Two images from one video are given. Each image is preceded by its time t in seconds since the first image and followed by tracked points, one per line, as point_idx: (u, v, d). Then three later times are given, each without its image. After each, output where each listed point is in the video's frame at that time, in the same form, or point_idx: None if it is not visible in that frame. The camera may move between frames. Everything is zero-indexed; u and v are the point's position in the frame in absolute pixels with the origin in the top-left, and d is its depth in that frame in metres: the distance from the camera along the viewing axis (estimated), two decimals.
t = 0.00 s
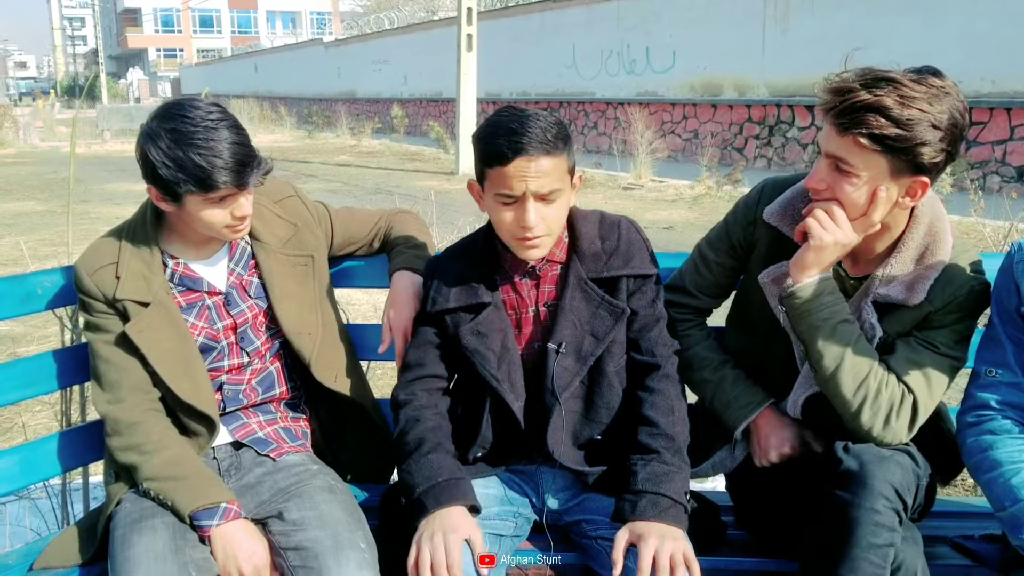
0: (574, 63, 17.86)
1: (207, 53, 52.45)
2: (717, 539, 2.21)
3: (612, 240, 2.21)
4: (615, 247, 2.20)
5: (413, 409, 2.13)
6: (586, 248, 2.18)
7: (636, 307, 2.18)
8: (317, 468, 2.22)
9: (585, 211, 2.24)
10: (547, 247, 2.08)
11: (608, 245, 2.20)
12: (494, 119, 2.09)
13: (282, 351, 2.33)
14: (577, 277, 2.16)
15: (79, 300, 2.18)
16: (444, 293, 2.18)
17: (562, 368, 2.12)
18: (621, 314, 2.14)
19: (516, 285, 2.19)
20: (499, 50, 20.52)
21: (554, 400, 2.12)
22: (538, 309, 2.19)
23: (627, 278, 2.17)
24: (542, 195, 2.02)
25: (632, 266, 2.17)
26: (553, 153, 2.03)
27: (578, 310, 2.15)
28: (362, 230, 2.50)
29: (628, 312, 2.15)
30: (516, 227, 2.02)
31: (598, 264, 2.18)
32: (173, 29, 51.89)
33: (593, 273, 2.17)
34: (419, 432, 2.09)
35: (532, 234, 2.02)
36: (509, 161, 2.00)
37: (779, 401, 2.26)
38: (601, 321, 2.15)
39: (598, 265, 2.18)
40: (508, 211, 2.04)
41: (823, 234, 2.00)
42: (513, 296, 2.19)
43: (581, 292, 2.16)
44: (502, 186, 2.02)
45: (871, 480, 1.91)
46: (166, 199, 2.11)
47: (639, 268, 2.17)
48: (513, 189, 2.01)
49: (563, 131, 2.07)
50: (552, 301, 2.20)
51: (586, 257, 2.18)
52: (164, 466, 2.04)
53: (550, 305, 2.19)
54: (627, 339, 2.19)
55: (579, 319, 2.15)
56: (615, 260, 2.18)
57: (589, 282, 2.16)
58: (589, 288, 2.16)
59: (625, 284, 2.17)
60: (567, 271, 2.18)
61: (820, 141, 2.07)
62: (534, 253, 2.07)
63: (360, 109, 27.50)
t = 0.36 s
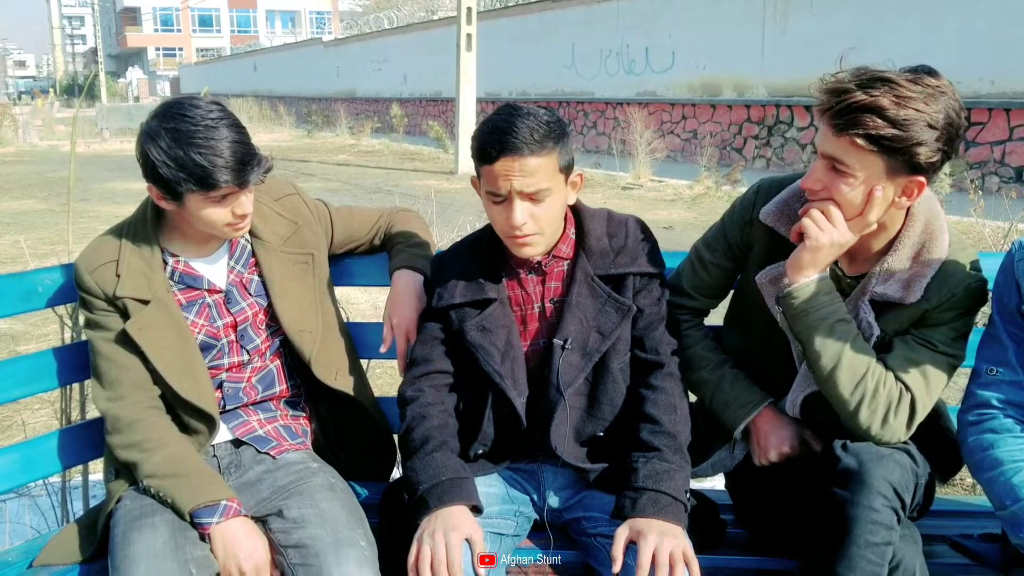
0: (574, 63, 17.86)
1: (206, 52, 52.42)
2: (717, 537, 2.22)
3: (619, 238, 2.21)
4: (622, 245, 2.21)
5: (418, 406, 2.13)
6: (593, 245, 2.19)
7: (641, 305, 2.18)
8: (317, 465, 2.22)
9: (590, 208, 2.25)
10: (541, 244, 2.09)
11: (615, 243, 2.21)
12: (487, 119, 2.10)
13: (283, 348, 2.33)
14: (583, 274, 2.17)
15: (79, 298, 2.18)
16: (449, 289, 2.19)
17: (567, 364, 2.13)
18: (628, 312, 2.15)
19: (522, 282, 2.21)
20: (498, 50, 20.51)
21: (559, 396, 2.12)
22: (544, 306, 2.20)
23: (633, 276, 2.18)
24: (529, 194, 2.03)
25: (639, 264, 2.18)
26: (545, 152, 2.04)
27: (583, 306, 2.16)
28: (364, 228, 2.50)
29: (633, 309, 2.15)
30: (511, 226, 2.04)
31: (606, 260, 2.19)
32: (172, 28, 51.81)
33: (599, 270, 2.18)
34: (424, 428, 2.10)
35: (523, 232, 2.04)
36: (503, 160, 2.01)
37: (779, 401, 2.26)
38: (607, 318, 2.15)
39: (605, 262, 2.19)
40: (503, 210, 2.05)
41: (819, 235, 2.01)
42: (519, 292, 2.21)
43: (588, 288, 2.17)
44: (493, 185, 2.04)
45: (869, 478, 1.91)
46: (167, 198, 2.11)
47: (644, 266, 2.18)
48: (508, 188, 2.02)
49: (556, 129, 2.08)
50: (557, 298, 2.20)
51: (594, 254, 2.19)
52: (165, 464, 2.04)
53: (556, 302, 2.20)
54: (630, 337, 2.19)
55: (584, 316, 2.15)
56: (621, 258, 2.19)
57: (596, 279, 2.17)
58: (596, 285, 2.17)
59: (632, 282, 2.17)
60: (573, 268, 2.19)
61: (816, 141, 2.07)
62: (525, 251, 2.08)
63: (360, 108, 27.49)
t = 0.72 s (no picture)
0: (574, 62, 17.86)
1: (206, 51, 52.41)
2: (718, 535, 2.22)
3: (620, 238, 2.22)
4: (623, 244, 2.21)
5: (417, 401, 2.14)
6: (594, 244, 2.19)
7: (642, 304, 2.18)
8: (320, 463, 2.23)
9: (592, 206, 2.25)
10: (537, 242, 2.09)
11: (616, 241, 2.21)
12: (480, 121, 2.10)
13: (284, 346, 2.33)
14: (584, 272, 2.17)
15: (82, 296, 2.18)
16: (450, 288, 2.20)
17: (568, 363, 2.13)
18: (629, 310, 2.15)
19: (524, 281, 2.22)
20: (499, 49, 20.50)
21: (559, 394, 2.13)
22: (545, 304, 2.21)
23: (635, 274, 2.18)
24: (523, 195, 2.03)
25: (640, 263, 2.18)
26: (536, 153, 2.04)
27: (584, 304, 2.16)
28: (365, 226, 2.50)
29: (634, 308, 2.15)
30: (507, 227, 2.04)
31: (607, 259, 2.19)
32: (172, 27, 51.78)
33: (600, 268, 2.18)
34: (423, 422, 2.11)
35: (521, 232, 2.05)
36: (495, 162, 2.02)
37: (780, 400, 2.26)
38: (607, 316, 2.15)
39: (606, 260, 2.19)
40: (498, 212, 2.06)
41: (819, 234, 2.01)
42: (520, 291, 2.22)
43: (589, 287, 2.17)
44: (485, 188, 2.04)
45: (870, 477, 1.91)
46: (170, 197, 2.12)
47: (645, 265, 2.18)
48: (501, 190, 2.03)
49: (547, 129, 2.07)
50: (558, 296, 2.21)
51: (595, 252, 2.19)
52: (166, 461, 2.04)
53: (557, 300, 2.20)
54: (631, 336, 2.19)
55: (585, 314, 2.15)
56: (622, 256, 2.19)
57: (597, 277, 2.17)
58: (597, 284, 2.17)
59: (633, 280, 2.17)
60: (574, 266, 2.19)
61: (816, 141, 2.07)
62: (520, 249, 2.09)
63: (359, 107, 27.48)
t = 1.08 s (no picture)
0: (575, 60, 17.85)
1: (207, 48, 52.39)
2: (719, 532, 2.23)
3: (620, 234, 2.22)
4: (622, 240, 2.21)
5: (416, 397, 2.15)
6: (593, 240, 2.19)
7: (642, 300, 2.18)
8: (322, 458, 2.24)
9: (593, 204, 2.26)
10: (535, 237, 2.10)
11: (616, 238, 2.22)
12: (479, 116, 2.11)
13: (286, 343, 2.33)
14: (583, 269, 2.18)
15: (84, 291, 2.18)
16: (451, 285, 2.21)
17: (568, 359, 2.14)
18: (628, 307, 2.15)
19: (524, 277, 2.22)
20: (500, 47, 20.49)
21: (560, 390, 2.13)
22: (545, 301, 2.21)
23: (634, 271, 2.18)
24: (524, 192, 2.04)
25: (639, 260, 2.18)
26: (534, 147, 2.04)
27: (583, 300, 2.16)
28: (366, 222, 2.50)
29: (634, 304, 2.16)
30: (507, 222, 2.04)
31: (606, 255, 2.19)
32: (172, 24, 51.73)
33: (600, 265, 2.18)
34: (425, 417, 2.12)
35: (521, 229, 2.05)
36: (492, 159, 2.02)
37: (780, 398, 2.27)
38: (607, 313, 2.16)
39: (605, 257, 2.19)
40: (497, 207, 2.06)
41: (821, 232, 2.01)
42: (520, 287, 2.22)
43: (588, 283, 2.17)
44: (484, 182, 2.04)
45: (871, 474, 1.92)
46: (172, 195, 2.12)
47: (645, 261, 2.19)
48: (498, 186, 2.04)
49: (543, 124, 2.08)
50: (558, 293, 2.21)
51: (594, 249, 2.19)
52: (167, 456, 2.05)
53: (557, 296, 2.21)
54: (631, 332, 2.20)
55: (585, 310, 2.16)
56: (622, 253, 2.20)
57: (597, 274, 2.18)
58: (597, 281, 2.17)
59: (632, 276, 2.18)
60: (573, 263, 2.20)
61: (821, 139, 2.08)
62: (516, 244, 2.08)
63: (359, 105, 27.45)
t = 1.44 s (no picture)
0: (577, 59, 17.85)
1: (208, 45, 52.40)
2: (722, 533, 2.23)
3: (623, 234, 2.22)
4: (625, 241, 2.22)
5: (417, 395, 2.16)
6: (596, 240, 2.20)
7: (645, 300, 2.19)
8: (324, 456, 2.24)
9: (596, 204, 2.26)
10: (538, 236, 2.10)
11: (619, 238, 2.22)
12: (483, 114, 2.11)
13: (289, 340, 2.33)
14: (586, 269, 2.18)
15: (88, 288, 2.19)
16: (454, 284, 2.21)
17: (570, 359, 2.14)
18: (630, 306, 2.15)
19: (527, 277, 2.22)
20: (502, 46, 20.50)
21: (563, 390, 2.14)
22: (547, 300, 2.21)
23: (637, 271, 2.19)
24: (529, 188, 2.04)
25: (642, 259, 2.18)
26: (536, 146, 2.04)
27: (586, 300, 2.17)
28: (369, 221, 2.50)
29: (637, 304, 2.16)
30: (510, 220, 2.04)
31: (609, 256, 2.19)
32: (175, 21, 51.75)
33: (603, 265, 2.19)
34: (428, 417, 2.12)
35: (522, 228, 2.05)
36: (496, 157, 2.02)
37: (782, 399, 2.27)
38: (610, 313, 2.16)
39: (608, 257, 2.19)
40: (500, 205, 2.06)
41: (820, 239, 2.01)
42: (523, 287, 2.22)
43: (591, 283, 2.18)
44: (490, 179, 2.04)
45: (878, 478, 1.91)
46: (177, 191, 2.13)
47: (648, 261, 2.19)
48: (502, 184, 2.04)
49: (546, 123, 2.08)
50: (561, 292, 2.21)
51: (597, 249, 2.20)
52: (170, 453, 2.05)
53: (559, 296, 2.21)
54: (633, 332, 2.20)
55: (587, 310, 2.16)
56: (624, 253, 2.20)
57: (599, 274, 2.18)
58: (599, 281, 2.17)
59: (635, 276, 2.18)
60: (576, 263, 2.20)
61: (811, 139, 2.08)
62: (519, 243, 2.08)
63: (361, 103, 27.47)
